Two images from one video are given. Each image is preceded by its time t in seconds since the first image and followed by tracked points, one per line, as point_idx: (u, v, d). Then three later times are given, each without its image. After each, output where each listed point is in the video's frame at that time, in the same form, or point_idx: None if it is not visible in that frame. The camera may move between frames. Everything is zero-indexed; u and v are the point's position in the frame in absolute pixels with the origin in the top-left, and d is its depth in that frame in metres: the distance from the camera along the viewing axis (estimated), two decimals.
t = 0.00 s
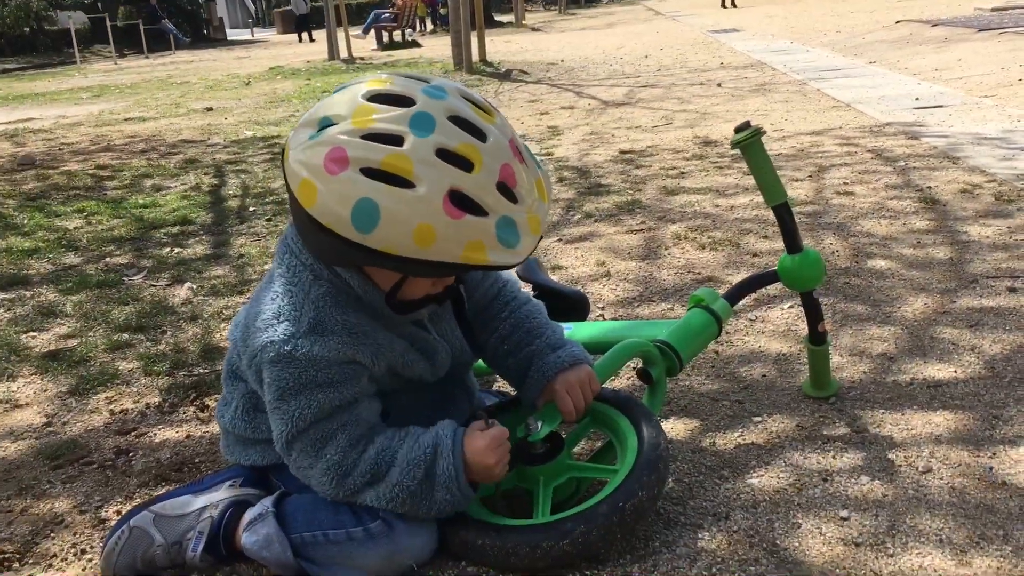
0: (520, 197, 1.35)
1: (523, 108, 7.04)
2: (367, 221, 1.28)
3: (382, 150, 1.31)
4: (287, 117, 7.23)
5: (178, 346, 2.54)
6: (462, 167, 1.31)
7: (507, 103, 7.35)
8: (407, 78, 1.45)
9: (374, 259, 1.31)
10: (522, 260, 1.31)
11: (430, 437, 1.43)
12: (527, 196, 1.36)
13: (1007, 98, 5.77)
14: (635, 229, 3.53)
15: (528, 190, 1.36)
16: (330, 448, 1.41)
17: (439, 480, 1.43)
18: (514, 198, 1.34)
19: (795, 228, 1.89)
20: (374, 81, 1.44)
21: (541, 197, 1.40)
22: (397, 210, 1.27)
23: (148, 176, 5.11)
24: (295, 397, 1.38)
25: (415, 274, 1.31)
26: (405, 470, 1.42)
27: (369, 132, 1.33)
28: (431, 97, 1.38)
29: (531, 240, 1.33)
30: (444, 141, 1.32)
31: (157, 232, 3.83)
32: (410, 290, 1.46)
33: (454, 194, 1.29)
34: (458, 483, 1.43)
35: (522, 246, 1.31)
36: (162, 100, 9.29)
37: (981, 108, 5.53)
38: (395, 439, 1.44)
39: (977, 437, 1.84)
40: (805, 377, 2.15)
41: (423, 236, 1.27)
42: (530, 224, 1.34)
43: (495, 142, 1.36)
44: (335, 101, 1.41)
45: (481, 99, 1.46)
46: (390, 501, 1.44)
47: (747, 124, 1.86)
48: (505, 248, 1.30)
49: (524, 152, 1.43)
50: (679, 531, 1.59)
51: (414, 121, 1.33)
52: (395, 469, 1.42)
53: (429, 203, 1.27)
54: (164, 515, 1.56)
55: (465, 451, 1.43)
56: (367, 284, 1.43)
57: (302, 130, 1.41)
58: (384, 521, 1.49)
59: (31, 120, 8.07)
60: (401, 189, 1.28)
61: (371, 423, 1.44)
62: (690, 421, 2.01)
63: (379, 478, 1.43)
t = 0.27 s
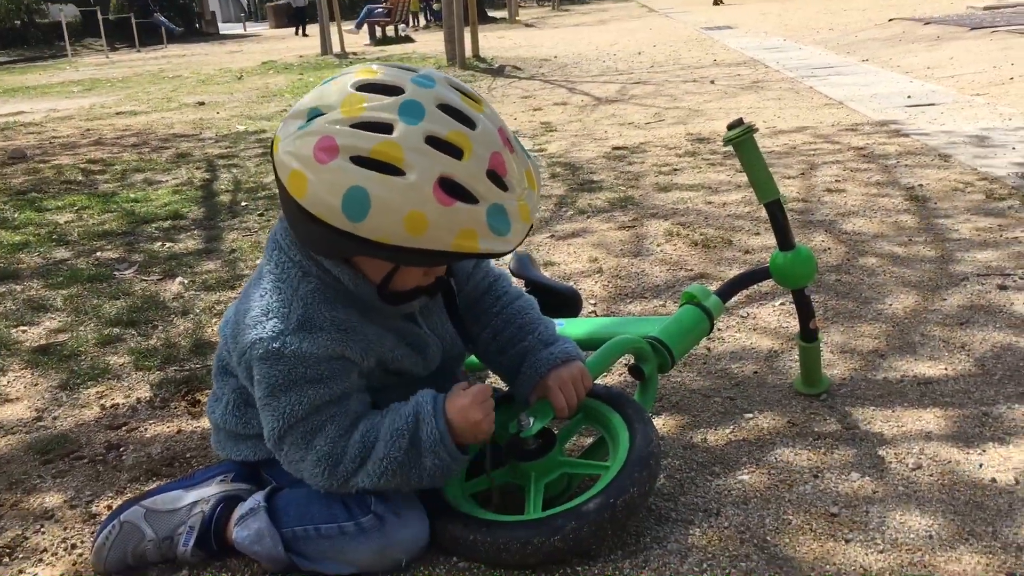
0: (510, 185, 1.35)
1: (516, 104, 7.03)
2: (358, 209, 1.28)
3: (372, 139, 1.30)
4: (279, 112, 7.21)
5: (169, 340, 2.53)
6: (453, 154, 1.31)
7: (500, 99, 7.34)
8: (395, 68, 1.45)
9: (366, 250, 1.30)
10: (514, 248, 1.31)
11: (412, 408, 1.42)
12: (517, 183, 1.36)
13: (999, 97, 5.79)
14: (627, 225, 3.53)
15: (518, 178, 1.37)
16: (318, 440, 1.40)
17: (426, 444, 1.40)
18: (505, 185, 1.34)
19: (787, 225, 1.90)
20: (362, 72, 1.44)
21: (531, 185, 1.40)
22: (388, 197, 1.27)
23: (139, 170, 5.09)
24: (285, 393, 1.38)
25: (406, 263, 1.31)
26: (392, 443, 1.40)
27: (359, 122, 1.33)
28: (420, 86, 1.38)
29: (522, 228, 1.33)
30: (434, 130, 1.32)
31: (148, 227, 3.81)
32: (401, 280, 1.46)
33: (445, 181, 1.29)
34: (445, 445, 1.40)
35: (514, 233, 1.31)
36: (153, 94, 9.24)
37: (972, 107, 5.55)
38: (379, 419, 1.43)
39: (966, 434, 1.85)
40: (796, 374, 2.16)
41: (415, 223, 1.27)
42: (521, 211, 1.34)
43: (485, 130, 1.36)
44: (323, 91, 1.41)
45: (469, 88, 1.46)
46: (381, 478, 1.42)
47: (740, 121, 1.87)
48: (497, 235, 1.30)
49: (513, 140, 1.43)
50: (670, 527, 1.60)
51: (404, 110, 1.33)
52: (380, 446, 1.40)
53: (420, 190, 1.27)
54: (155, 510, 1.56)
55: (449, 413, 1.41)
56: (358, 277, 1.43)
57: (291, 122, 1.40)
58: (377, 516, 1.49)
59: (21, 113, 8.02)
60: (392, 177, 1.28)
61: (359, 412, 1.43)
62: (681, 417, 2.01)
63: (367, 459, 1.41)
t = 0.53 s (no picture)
0: (510, 191, 1.35)
1: (509, 104, 7.03)
2: (360, 215, 1.27)
3: (374, 143, 1.30)
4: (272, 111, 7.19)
5: (161, 339, 2.52)
6: (455, 160, 1.32)
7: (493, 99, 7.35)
8: (394, 72, 1.45)
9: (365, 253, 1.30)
10: (513, 254, 1.32)
11: (418, 425, 1.44)
12: (517, 189, 1.37)
13: (989, 101, 5.82)
14: (620, 226, 3.54)
15: (517, 184, 1.37)
16: (310, 438, 1.41)
17: (428, 462, 1.42)
18: (504, 192, 1.35)
19: (779, 227, 1.90)
20: (362, 76, 1.43)
21: (529, 192, 1.41)
22: (390, 202, 1.27)
23: (130, 168, 5.07)
24: (284, 390, 1.38)
25: (406, 268, 1.31)
26: (391, 455, 1.42)
27: (361, 126, 1.32)
28: (421, 91, 1.38)
29: (521, 234, 1.34)
30: (436, 135, 1.32)
31: (140, 225, 3.80)
32: (398, 285, 1.46)
33: (447, 187, 1.29)
34: (447, 467, 1.42)
35: (512, 240, 1.32)
36: (145, 91, 9.21)
37: (963, 110, 5.58)
38: (382, 426, 1.44)
39: (956, 436, 1.86)
40: (787, 375, 2.17)
41: (417, 229, 1.27)
42: (520, 217, 1.35)
43: (485, 136, 1.36)
44: (322, 94, 1.40)
45: (468, 93, 1.46)
46: (375, 486, 1.43)
47: (733, 123, 1.87)
48: (496, 241, 1.30)
49: (511, 146, 1.44)
50: (661, 527, 1.60)
51: (406, 115, 1.33)
52: (381, 454, 1.42)
53: (422, 196, 1.27)
54: (146, 509, 1.55)
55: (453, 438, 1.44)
56: (354, 278, 1.43)
57: (290, 125, 1.39)
58: (369, 516, 1.49)
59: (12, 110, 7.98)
60: (395, 182, 1.28)
61: (358, 414, 1.44)
62: (673, 418, 2.02)
63: (366, 463, 1.42)
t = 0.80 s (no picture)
0: (500, 188, 1.36)
1: (505, 105, 7.03)
2: (350, 214, 1.27)
3: (364, 142, 1.30)
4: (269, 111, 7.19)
5: (156, 339, 2.52)
6: (444, 157, 1.32)
7: (490, 100, 7.35)
8: (385, 70, 1.45)
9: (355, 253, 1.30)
10: (503, 251, 1.33)
11: (409, 425, 1.44)
12: (507, 186, 1.38)
13: (985, 104, 5.84)
14: (616, 228, 3.54)
15: (508, 179, 1.38)
16: (304, 441, 1.41)
17: (418, 463, 1.42)
18: (495, 188, 1.36)
19: (774, 230, 1.91)
20: (352, 75, 1.43)
21: (519, 187, 1.42)
22: (381, 201, 1.27)
23: (126, 167, 5.06)
24: (276, 394, 1.38)
25: (397, 267, 1.32)
26: (382, 457, 1.42)
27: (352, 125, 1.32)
28: (412, 89, 1.37)
29: (512, 230, 1.35)
30: (427, 133, 1.32)
31: (135, 224, 3.79)
32: (391, 283, 1.44)
33: (437, 185, 1.30)
34: (437, 466, 1.42)
35: (503, 236, 1.33)
36: (141, 90, 9.20)
37: (958, 114, 5.60)
38: (373, 429, 1.44)
39: (950, 439, 1.86)
40: (782, 377, 2.17)
41: (407, 228, 1.27)
42: (510, 213, 1.36)
43: (476, 133, 1.37)
44: (312, 94, 1.40)
45: (458, 90, 1.46)
46: (367, 490, 1.43)
47: (730, 126, 1.88)
48: (486, 238, 1.31)
49: (501, 142, 1.45)
50: (656, 529, 1.61)
51: (396, 113, 1.33)
52: (372, 458, 1.42)
53: (412, 194, 1.28)
54: (141, 509, 1.55)
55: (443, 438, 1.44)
56: (347, 280, 1.44)
57: (281, 124, 1.39)
58: (364, 516, 1.49)
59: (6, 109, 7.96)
60: (385, 181, 1.28)
61: (350, 417, 1.45)
62: (668, 420, 2.02)
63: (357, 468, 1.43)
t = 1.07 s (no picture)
0: (513, 196, 1.36)
1: (506, 105, 7.03)
2: (365, 222, 1.28)
3: (379, 150, 1.30)
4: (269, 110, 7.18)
5: (157, 338, 2.52)
6: (459, 166, 1.32)
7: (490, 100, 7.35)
8: (398, 76, 1.45)
9: (368, 260, 1.30)
10: (517, 259, 1.33)
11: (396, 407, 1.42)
12: (520, 194, 1.38)
13: (985, 105, 5.83)
14: (616, 228, 3.54)
15: (521, 187, 1.38)
16: (306, 442, 1.41)
17: (409, 443, 1.41)
18: (508, 196, 1.36)
19: (776, 231, 1.91)
20: (365, 81, 1.43)
21: (532, 195, 1.42)
22: (396, 210, 1.27)
23: (126, 166, 5.06)
24: (280, 398, 1.38)
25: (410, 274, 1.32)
26: (373, 444, 1.41)
27: (366, 133, 1.32)
28: (426, 96, 1.38)
29: (525, 238, 1.35)
30: (442, 141, 1.32)
31: (136, 223, 3.79)
32: (402, 289, 1.45)
33: (452, 194, 1.30)
34: (428, 441, 1.41)
35: (516, 244, 1.33)
36: (141, 89, 9.19)
37: (959, 114, 5.60)
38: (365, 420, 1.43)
39: (950, 440, 1.86)
40: (783, 378, 2.17)
41: (422, 236, 1.27)
42: (523, 221, 1.36)
43: (490, 141, 1.37)
44: (325, 99, 1.40)
45: (471, 96, 1.46)
46: (365, 477, 1.42)
47: (731, 126, 1.88)
48: (500, 247, 1.31)
49: (513, 149, 1.45)
50: (656, 529, 1.60)
51: (411, 121, 1.33)
52: (363, 445, 1.41)
53: (427, 203, 1.28)
54: (141, 508, 1.55)
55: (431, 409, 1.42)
56: (354, 283, 1.43)
57: (293, 130, 1.39)
58: (364, 515, 1.49)
59: (6, 108, 7.96)
60: (400, 190, 1.28)
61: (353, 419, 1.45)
62: (669, 420, 2.02)
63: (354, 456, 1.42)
